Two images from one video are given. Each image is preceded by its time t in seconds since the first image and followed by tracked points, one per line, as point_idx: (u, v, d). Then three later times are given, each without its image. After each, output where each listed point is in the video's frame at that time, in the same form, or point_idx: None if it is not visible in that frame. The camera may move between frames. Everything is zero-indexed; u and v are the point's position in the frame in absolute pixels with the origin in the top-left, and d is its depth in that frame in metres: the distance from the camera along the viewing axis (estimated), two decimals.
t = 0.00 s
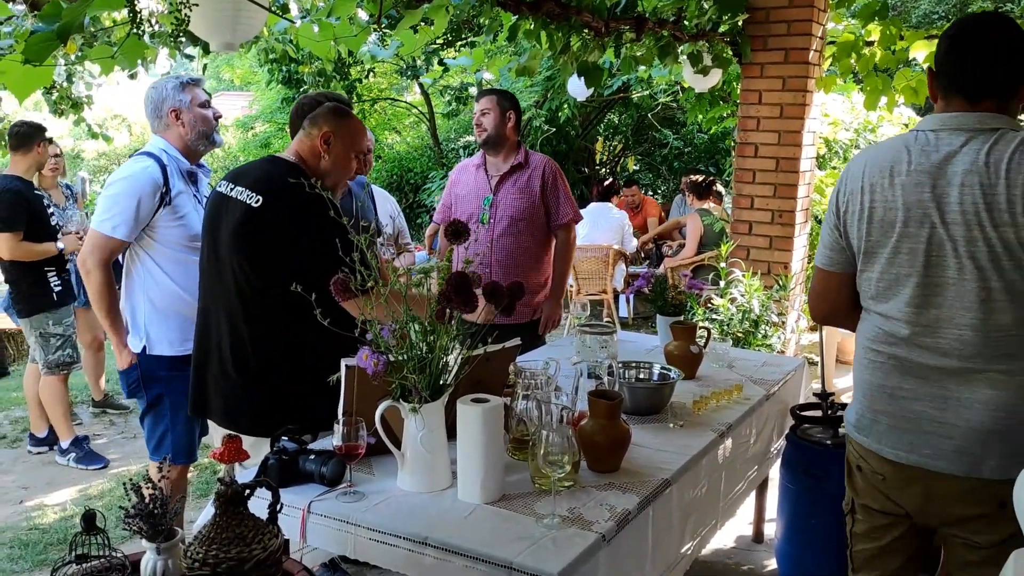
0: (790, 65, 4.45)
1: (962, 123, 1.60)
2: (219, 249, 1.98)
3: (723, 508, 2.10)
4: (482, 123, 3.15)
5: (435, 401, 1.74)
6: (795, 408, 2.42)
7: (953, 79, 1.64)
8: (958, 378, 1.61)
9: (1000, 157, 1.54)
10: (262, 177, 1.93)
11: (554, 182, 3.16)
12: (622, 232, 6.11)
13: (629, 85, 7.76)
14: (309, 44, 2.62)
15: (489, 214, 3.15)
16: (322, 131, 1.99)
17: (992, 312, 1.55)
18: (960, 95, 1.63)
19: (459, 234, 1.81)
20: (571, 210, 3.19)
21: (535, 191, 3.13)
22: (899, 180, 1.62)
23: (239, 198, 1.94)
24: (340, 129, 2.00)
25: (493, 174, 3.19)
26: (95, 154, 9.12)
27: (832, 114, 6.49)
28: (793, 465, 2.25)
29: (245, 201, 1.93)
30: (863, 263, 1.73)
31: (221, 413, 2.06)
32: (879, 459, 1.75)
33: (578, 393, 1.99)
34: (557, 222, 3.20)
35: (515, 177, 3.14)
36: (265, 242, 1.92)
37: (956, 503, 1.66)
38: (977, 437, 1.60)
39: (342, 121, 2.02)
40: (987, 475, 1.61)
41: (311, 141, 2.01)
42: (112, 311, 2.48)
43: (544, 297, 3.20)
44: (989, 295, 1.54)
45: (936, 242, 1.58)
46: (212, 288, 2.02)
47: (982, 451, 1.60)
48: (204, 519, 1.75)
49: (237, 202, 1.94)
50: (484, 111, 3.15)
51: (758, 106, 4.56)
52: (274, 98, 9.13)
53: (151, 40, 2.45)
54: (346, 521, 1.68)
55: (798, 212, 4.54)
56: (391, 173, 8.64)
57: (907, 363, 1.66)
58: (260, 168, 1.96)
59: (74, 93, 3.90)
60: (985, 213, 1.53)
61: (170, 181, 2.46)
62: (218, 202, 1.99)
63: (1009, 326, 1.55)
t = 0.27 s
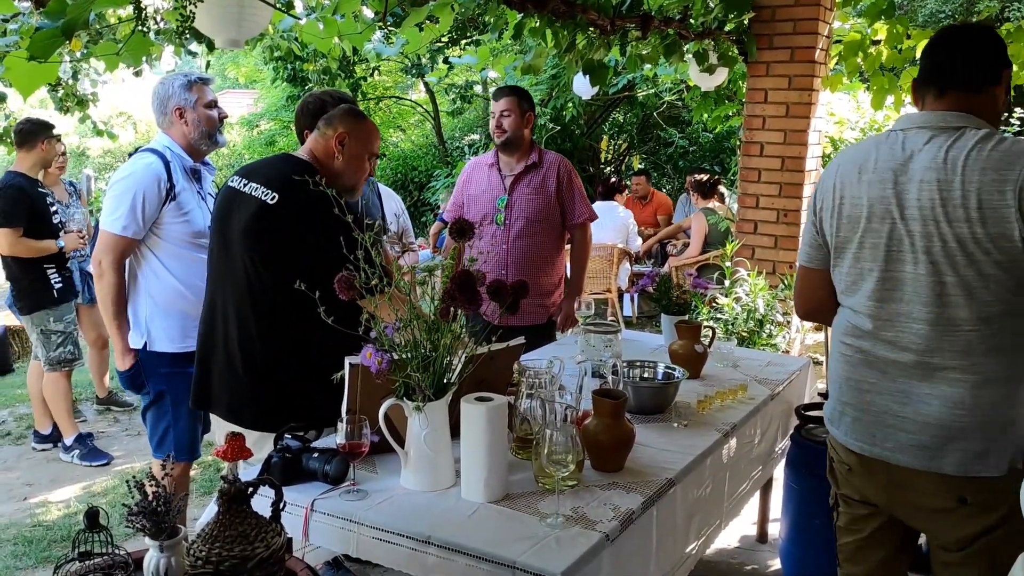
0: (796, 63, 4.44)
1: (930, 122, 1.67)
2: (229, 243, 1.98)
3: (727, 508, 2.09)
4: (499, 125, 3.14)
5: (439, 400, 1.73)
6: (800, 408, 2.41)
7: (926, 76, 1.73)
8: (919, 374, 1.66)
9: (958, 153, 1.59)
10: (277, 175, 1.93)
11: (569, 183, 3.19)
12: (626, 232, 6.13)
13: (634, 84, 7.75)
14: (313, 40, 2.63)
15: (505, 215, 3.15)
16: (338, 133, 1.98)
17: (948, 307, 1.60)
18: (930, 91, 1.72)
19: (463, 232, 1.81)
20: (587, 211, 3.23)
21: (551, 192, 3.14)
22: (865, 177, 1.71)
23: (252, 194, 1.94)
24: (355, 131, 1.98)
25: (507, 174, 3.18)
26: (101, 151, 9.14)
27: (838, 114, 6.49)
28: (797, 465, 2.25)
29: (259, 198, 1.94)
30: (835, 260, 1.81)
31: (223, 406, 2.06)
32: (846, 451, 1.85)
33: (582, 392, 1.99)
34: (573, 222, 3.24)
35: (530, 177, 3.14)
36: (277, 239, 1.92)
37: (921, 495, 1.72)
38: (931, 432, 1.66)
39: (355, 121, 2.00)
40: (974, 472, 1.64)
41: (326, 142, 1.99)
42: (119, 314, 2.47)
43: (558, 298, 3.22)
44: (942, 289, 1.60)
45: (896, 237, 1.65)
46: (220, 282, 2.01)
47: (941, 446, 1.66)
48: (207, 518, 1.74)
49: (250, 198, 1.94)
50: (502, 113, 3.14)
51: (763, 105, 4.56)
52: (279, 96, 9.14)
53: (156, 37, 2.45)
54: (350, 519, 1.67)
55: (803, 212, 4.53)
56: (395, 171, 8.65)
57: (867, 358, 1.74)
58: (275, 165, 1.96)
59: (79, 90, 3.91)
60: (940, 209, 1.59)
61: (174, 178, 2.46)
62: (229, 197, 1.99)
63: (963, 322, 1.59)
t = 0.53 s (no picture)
0: (798, 62, 4.44)
1: (910, 120, 1.70)
2: (237, 240, 1.97)
3: (729, 508, 2.09)
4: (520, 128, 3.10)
5: (441, 399, 1.73)
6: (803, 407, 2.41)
7: (916, 76, 1.74)
8: (904, 372, 1.68)
9: (934, 151, 1.61)
10: (291, 176, 1.93)
11: (587, 184, 3.22)
12: (628, 231, 6.13)
13: (637, 83, 7.74)
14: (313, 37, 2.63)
15: (520, 214, 3.16)
16: (348, 134, 1.98)
17: (929, 304, 1.62)
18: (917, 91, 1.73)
19: (465, 231, 1.81)
20: (604, 212, 3.25)
21: (568, 193, 3.16)
22: (849, 175, 1.75)
23: (265, 194, 1.94)
24: (366, 132, 1.99)
25: (523, 172, 3.18)
26: (103, 150, 9.15)
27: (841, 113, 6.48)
28: (799, 464, 2.25)
29: (272, 198, 1.93)
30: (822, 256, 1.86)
31: (224, 402, 2.06)
32: (834, 448, 1.89)
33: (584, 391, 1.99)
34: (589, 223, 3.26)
35: (547, 177, 3.15)
36: (288, 240, 1.93)
37: (903, 493, 1.74)
38: (911, 429, 1.68)
39: (366, 122, 2.00)
40: (963, 470, 1.65)
41: (337, 143, 2.00)
42: (117, 313, 2.48)
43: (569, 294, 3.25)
44: (915, 285, 1.63)
45: (874, 234, 1.69)
46: (225, 279, 2.00)
47: (920, 444, 1.68)
48: (208, 516, 1.74)
49: (262, 197, 1.94)
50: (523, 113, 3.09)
51: (766, 104, 4.56)
52: (282, 95, 9.14)
53: (158, 35, 2.46)
54: (351, 518, 1.67)
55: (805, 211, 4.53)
56: (397, 170, 8.66)
57: (852, 358, 1.77)
58: (287, 165, 1.95)
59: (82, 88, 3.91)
60: (913, 207, 1.61)
61: (173, 177, 2.46)
62: (240, 194, 1.98)
63: (937, 320, 1.61)
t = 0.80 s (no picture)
0: (798, 62, 4.43)
1: (903, 121, 1.70)
2: (238, 241, 1.96)
3: (730, 508, 2.09)
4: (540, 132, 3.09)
5: (441, 399, 1.73)
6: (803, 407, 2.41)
7: (912, 77, 1.74)
8: (905, 373, 1.67)
9: (924, 151, 1.60)
10: (291, 176, 1.93)
11: (602, 188, 3.23)
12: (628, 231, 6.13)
13: (637, 82, 7.74)
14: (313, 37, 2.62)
15: (536, 216, 3.15)
16: (347, 133, 1.99)
17: (928, 305, 1.61)
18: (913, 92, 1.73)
19: (466, 232, 1.80)
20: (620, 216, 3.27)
21: (584, 196, 3.17)
22: (844, 175, 1.76)
23: (265, 194, 1.93)
24: (364, 131, 2.00)
25: (540, 173, 3.19)
26: (103, 149, 9.15)
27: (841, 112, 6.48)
28: (800, 464, 2.25)
29: (273, 198, 1.92)
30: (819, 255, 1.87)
31: (224, 403, 2.05)
32: (832, 449, 1.89)
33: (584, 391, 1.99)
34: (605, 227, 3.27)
35: (563, 180, 3.16)
36: (288, 241, 1.93)
37: (900, 493, 1.74)
38: (904, 430, 1.68)
39: (366, 120, 2.02)
40: (965, 471, 1.64)
41: (336, 143, 2.01)
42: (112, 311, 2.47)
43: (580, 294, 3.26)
44: (905, 285, 1.63)
45: (866, 234, 1.69)
46: (226, 279, 2.00)
47: (912, 444, 1.68)
48: (208, 517, 1.73)
49: (263, 197, 1.93)
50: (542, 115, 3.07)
51: (766, 103, 4.56)
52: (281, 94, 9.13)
53: (159, 34, 2.45)
54: (351, 518, 1.67)
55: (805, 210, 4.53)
56: (397, 169, 8.65)
57: (847, 358, 1.78)
58: (287, 165, 1.94)
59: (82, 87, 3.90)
60: (904, 206, 1.61)
61: (168, 175, 2.45)
62: (239, 194, 1.97)
63: (928, 320, 1.61)
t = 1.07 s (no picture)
0: (799, 62, 4.43)
1: (900, 121, 1.70)
2: (231, 242, 1.97)
3: (730, 508, 2.09)
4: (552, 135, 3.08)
5: (441, 399, 1.73)
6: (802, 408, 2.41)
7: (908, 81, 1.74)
8: (903, 373, 1.67)
9: (920, 152, 1.60)
10: (274, 175, 1.91)
11: (613, 194, 3.24)
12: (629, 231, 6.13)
13: (637, 82, 7.73)
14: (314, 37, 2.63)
15: (546, 218, 3.15)
16: (327, 124, 2.01)
17: (927, 306, 1.60)
18: (910, 91, 1.73)
19: (465, 232, 1.80)
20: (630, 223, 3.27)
21: (595, 201, 3.19)
22: (843, 176, 1.76)
23: (251, 193, 1.92)
24: (343, 118, 2.03)
25: (552, 176, 3.19)
26: (104, 149, 9.15)
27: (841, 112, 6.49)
28: (800, 465, 2.25)
29: (257, 197, 1.92)
30: (819, 256, 1.87)
31: (227, 406, 2.06)
32: (831, 449, 1.89)
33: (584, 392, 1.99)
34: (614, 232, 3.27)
35: (574, 183, 3.16)
36: (276, 238, 1.91)
37: (898, 494, 1.74)
38: (901, 430, 1.68)
39: (339, 107, 2.03)
40: (969, 473, 1.64)
41: (318, 135, 2.02)
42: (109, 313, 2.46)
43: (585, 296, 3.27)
44: (901, 285, 1.63)
45: (864, 234, 1.70)
46: (221, 282, 2.02)
47: (909, 445, 1.68)
48: (208, 517, 1.73)
49: (249, 197, 1.92)
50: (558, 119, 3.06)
51: (766, 103, 4.56)
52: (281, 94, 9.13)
53: (159, 34, 2.45)
54: (350, 519, 1.66)
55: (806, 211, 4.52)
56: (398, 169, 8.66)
57: (845, 359, 1.78)
58: (273, 163, 1.94)
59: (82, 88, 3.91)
60: (900, 206, 1.61)
61: (164, 175, 2.45)
62: (228, 196, 1.98)
63: (923, 320, 1.61)
